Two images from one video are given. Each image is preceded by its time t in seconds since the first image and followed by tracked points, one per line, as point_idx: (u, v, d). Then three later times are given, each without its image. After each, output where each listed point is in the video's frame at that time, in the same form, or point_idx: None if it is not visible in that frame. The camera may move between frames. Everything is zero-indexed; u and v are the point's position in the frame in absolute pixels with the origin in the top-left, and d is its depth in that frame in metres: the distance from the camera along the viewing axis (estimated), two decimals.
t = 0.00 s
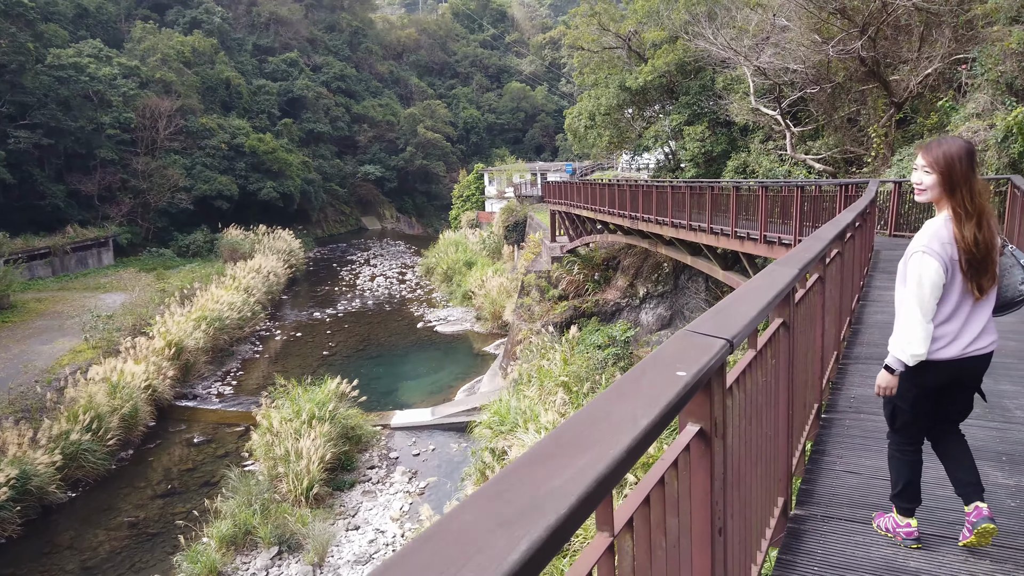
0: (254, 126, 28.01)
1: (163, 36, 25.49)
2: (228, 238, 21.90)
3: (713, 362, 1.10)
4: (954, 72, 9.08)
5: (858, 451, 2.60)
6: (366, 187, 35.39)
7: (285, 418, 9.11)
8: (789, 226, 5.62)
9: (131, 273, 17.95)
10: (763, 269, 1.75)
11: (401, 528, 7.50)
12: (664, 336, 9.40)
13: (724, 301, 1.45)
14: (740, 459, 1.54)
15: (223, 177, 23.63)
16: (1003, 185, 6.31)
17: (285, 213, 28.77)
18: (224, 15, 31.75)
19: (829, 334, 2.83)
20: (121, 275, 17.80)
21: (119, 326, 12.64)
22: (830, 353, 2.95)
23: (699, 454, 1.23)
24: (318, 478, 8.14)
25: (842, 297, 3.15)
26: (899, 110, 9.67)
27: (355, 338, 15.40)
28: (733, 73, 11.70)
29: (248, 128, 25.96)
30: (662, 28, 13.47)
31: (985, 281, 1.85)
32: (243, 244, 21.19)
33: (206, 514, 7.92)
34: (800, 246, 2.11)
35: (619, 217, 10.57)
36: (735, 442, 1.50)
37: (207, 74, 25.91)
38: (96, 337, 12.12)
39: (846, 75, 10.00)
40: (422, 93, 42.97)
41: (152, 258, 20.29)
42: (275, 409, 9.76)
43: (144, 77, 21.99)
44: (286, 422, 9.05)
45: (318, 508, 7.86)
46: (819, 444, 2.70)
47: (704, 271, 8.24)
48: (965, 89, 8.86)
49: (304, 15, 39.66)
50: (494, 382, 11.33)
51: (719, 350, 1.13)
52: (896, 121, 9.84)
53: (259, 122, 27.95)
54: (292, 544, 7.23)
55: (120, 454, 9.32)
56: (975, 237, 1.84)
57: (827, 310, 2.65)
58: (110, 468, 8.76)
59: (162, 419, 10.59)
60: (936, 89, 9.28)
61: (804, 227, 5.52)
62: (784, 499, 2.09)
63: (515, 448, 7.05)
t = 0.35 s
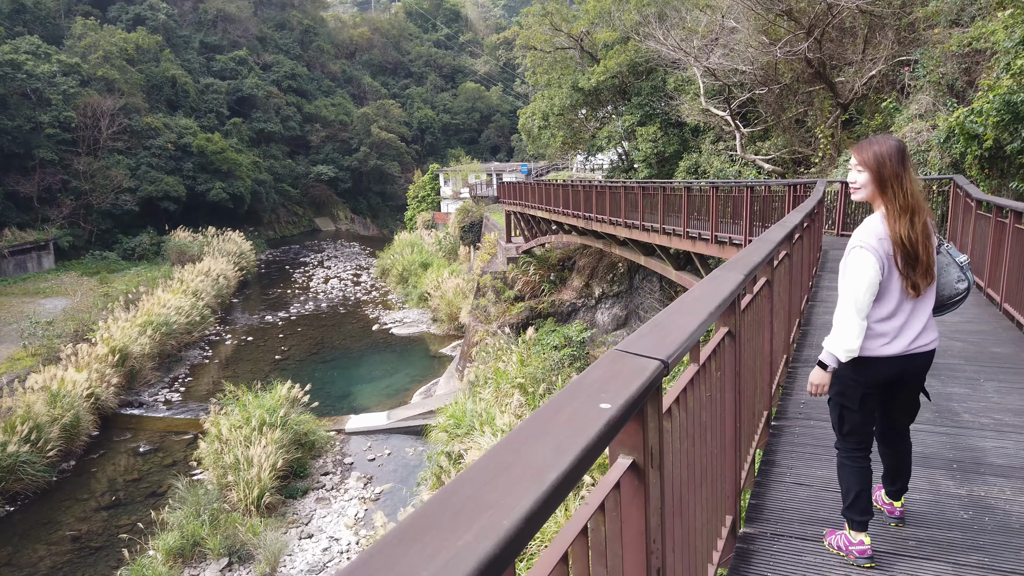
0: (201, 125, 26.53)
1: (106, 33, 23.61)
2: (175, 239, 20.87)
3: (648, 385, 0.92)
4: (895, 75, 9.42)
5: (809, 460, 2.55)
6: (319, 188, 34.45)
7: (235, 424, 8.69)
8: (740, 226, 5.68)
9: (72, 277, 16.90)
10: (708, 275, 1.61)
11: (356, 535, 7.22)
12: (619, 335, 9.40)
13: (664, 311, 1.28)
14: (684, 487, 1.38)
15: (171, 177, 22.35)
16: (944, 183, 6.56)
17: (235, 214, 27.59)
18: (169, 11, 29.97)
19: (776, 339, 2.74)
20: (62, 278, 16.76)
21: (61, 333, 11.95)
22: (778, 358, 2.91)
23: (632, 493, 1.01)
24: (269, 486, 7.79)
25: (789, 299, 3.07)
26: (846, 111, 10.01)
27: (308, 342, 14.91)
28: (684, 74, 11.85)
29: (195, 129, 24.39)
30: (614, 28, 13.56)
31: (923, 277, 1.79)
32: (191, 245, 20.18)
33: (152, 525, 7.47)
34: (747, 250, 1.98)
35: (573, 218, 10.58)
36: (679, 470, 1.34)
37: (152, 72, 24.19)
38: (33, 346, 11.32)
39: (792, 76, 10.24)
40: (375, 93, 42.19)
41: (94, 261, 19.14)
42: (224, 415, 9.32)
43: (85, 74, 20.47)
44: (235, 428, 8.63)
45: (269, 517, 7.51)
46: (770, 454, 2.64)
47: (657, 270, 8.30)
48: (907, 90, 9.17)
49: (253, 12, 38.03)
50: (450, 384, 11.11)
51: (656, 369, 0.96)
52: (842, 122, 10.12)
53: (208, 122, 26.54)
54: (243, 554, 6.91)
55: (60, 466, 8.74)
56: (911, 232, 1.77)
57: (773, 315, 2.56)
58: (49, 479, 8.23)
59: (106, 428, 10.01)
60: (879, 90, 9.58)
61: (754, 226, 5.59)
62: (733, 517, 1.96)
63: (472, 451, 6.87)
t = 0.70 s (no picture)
0: (175, 125, 25.86)
1: (76, 29, 22.78)
2: (147, 240, 20.32)
3: (594, 430, 0.78)
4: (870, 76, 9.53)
5: (782, 479, 2.36)
6: (296, 188, 33.95)
7: (207, 429, 8.42)
8: (717, 227, 5.66)
9: (41, 279, 16.34)
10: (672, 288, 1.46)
11: (331, 541, 7.05)
12: (597, 336, 9.38)
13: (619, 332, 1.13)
14: (640, 526, 1.22)
15: (144, 178, 21.69)
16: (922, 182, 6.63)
17: (210, 214, 26.99)
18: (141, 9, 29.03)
19: (747, 348, 2.62)
20: (30, 281, 16.20)
21: (27, 336, 11.53)
22: (751, 368, 2.80)
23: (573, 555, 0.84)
24: (242, 492, 7.58)
25: (761, 306, 2.95)
26: (821, 111, 10.04)
27: (284, 344, 14.61)
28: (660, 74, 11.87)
29: (169, 127, 23.71)
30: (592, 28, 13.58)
31: (904, 279, 1.72)
32: (165, 246, 19.67)
33: (122, 534, 7.22)
34: (716, 258, 1.84)
35: (551, 219, 10.52)
36: (633, 509, 1.18)
37: (123, 70, 23.44)
38: None
39: (768, 76, 10.32)
40: (353, 92, 41.74)
41: (64, 262, 18.52)
42: (196, 419, 9.06)
43: (55, 72, 19.64)
44: (208, 433, 8.38)
45: (243, 523, 7.30)
46: (743, 472, 2.44)
47: (635, 271, 8.27)
48: (883, 90, 9.26)
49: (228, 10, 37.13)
50: (428, 386, 10.95)
51: (602, 406, 0.81)
52: (817, 122, 10.18)
53: (182, 121, 25.91)
54: (216, 562, 6.70)
55: (27, 473, 8.43)
56: (888, 235, 1.69)
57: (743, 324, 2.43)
58: (16, 486, 7.93)
59: (75, 434, 9.68)
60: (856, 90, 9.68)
61: (731, 227, 5.58)
62: (702, 546, 1.81)
63: (450, 453, 6.75)
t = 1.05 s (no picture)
0: (162, 125, 25.53)
1: (60, 29, 22.37)
2: (133, 242, 20.02)
3: (501, 489, 0.58)
4: (858, 75, 9.55)
5: (761, 500, 2.20)
6: (285, 189, 33.71)
7: (190, 433, 8.25)
8: (703, 229, 5.64)
9: (24, 281, 16.06)
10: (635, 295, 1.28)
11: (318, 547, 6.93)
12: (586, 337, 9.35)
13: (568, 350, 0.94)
14: None
15: (130, 179, 21.43)
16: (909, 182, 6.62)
17: (197, 215, 26.72)
18: (128, 8, 28.59)
19: (729, 355, 2.45)
20: (14, 283, 15.90)
21: (8, 339, 11.27)
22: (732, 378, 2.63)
23: None
24: (227, 498, 7.45)
25: (742, 314, 2.76)
26: (809, 112, 10.05)
27: (272, 346, 14.44)
28: (648, 74, 11.86)
29: (156, 128, 23.39)
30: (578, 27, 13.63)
31: (870, 284, 1.67)
32: (151, 248, 19.40)
33: (103, 541, 7.06)
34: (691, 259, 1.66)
35: (540, 220, 10.45)
36: (573, 570, 0.97)
37: (109, 70, 23.07)
38: None
39: (756, 76, 10.34)
40: (342, 92, 41.51)
41: (48, 264, 18.20)
42: (180, 423, 8.90)
43: (39, 72, 19.24)
44: (192, 438, 8.21)
45: (228, 529, 7.18)
46: (719, 492, 2.29)
47: (623, 272, 8.22)
48: (870, 90, 9.27)
49: (215, 9, 36.73)
50: (417, 388, 10.86)
51: (519, 454, 0.61)
52: (805, 122, 10.20)
53: (169, 121, 25.58)
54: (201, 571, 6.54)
55: (8, 479, 8.25)
56: (857, 237, 1.65)
57: (723, 337, 2.22)
58: None
59: (58, 438, 9.49)
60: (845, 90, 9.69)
61: (716, 228, 5.56)
62: None
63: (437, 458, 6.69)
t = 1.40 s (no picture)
0: (156, 126, 25.32)
1: (53, 29, 22.11)
2: (126, 243, 19.83)
3: None
4: (855, 75, 9.50)
5: (750, 530, 2.04)
6: (280, 190, 33.56)
7: (180, 438, 8.09)
8: (697, 230, 5.58)
9: (15, 282, 15.85)
10: (602, 316, 1.12)
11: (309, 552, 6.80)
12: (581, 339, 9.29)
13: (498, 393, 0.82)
14: None
15: (123, 180, 21.25)
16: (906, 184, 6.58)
17: (191, 217, 26.56)
18: (121, 9, 28.37)
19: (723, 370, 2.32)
20: (5, 285, 15.70)
21: None
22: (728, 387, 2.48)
23: None
24: (217, 503, 7.32)
25: (743, 319, 2.59)
26: (804, 112, 9.98)
27: (265, 348, 14.32)
28: (642, 74, 11.80)
29: (149, 128, 23.19)
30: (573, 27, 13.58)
31: (841, 291, 1.61)
32: (144, 249, 19.23)
33: (91, 547, 6.92)
34: (674, 271, 1.51)
35: (534, 221, 10.37)
36: None
37: (102, 70, 22.84)
38: None
39: (751, 75, 10.31)
40: (337, 93, 41.40)
41: (40, 266, 17.99)
42: (171, 426, 8.76)
43: (32, 72, 19.01)
44: (181, 442, 8.05)
45: (218, 535, 7.05)
46: (705, 522, 2.11)
47: (617, 275, 8.15)
48: (866, 89, 9.22)
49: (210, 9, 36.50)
50: (411, 391, 10.78)
51: (401, 555, 0.49)
52: (801, 122, 10.15)
53: (163, 122, 25.37)
54: None
55: None
56: (833, 244, 1.59)
57: (718, 344, 2.07)
58: None
59: (47, 442, 9.34)
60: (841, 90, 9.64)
61: (711, 229, 5.50)
62: None
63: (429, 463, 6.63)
